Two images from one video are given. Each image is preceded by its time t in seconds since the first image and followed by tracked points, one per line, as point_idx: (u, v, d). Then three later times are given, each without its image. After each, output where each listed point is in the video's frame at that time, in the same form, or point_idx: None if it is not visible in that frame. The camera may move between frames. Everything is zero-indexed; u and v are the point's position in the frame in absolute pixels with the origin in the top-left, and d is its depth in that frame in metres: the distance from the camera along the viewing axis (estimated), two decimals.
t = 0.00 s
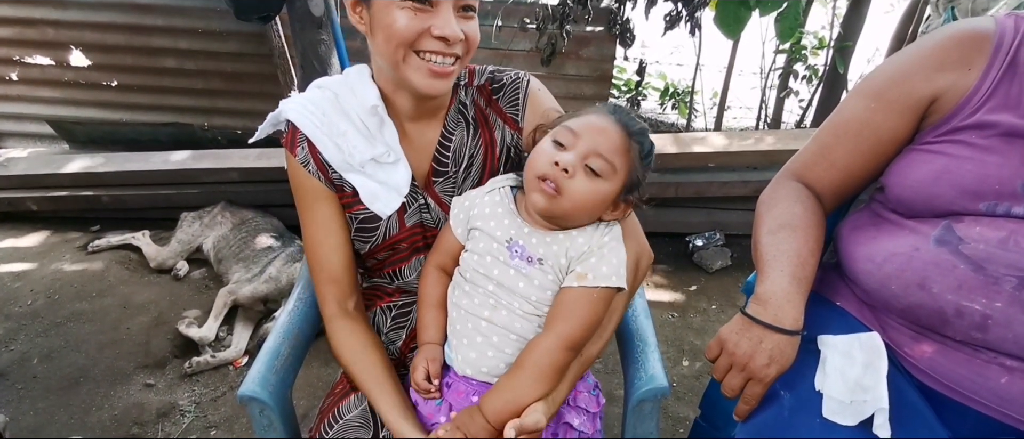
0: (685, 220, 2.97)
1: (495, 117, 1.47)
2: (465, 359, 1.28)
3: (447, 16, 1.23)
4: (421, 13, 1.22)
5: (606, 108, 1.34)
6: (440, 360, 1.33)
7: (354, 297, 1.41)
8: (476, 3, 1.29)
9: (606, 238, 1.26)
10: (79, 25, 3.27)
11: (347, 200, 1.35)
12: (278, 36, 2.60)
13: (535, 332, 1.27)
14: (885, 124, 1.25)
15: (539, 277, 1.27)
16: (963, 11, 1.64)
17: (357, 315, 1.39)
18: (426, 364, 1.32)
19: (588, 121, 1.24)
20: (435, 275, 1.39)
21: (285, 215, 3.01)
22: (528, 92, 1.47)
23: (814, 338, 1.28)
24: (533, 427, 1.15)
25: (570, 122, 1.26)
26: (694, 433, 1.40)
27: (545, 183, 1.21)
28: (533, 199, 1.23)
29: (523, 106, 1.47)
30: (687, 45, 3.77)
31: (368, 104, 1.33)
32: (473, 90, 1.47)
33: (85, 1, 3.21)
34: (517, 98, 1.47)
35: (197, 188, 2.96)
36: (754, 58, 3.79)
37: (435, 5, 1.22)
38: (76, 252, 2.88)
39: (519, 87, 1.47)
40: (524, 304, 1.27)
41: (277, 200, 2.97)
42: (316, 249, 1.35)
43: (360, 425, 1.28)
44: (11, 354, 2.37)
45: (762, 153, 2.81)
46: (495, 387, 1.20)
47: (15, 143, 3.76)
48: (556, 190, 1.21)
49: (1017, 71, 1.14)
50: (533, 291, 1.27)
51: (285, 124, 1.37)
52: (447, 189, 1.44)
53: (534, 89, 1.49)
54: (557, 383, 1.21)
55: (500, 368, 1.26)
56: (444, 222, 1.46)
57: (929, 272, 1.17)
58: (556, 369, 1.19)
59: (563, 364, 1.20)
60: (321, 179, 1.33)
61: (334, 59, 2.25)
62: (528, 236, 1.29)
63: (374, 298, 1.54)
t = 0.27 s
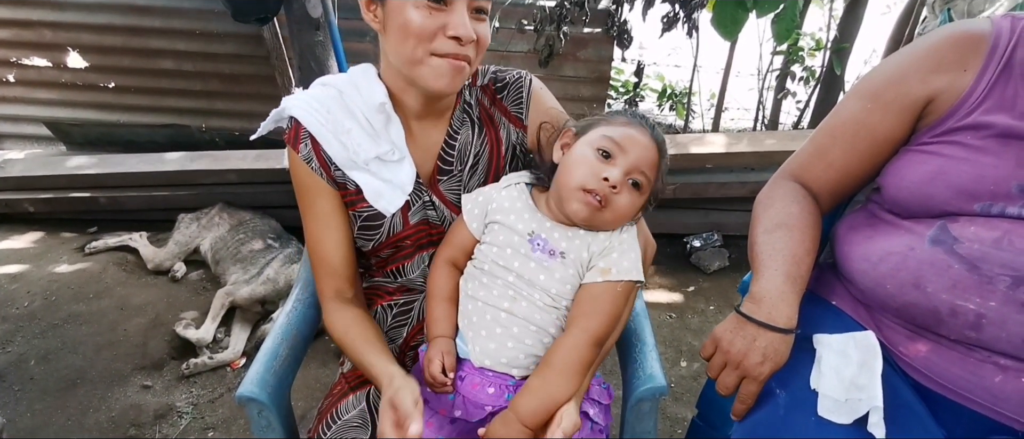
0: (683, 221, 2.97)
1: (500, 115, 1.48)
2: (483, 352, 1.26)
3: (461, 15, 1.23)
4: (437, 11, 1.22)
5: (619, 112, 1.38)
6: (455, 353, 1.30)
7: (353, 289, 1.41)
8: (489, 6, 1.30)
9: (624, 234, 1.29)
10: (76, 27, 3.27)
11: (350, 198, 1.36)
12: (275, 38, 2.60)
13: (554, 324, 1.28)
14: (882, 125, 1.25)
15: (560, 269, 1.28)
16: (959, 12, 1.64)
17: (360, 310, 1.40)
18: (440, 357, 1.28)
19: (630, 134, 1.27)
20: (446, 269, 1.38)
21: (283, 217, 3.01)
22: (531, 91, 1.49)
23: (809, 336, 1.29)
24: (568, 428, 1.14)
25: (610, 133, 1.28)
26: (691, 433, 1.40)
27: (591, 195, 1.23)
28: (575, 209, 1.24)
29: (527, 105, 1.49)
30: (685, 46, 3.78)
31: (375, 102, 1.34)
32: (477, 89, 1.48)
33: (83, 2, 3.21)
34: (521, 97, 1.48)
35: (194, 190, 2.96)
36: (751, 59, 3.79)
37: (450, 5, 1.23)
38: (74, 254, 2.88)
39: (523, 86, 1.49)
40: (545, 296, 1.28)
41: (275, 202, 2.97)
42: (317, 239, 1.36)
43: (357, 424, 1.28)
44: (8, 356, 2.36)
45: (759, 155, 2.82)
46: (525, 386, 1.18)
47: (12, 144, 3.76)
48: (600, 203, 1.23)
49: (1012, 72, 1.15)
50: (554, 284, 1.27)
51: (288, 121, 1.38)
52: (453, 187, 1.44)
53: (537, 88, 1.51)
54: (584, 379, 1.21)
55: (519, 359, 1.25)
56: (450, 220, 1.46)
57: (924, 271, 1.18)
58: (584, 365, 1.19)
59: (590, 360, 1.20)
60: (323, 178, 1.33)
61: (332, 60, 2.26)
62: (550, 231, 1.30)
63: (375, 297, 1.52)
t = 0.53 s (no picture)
0: (683, 219, 2.97)
1: (503, 113, 1.48)
2: (478, 351, 1.27)
3: (472, 16, 1.23)
4: (447, 12, 1.22)
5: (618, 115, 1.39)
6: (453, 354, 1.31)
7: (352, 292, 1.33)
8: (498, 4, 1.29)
9: (622, 237, 1.29)
10: (76, 25, 3.27)
11: (353, 191, 1.35)
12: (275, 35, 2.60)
13: (549, 324, 1.27)
14: (883, 122, 1.25)
15: (557, 269, 1.27)
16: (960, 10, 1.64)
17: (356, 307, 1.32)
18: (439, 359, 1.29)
19: (635, 134, 1.27)
20: (444, 266, 1.37)
21: (283, 215, 3.01)
22: (535, 89, 1.50)
23: (810, 333, 1.28)
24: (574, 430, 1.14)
25: (614, 132, 1.28)
26: (692, 431, 1.40)
27: (596, 193, 1.22)
28: (579, 206, 1.23)
29: (531, 102, 1.49)
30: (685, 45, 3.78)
31: (383, 95, 1.33)
32: (482, 85, 1.47)
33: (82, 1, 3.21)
34: (525, 94, 1.49)
35: (194, 188, 2.96)
36: (751, 57, 3.79)
37: (460, 6, 1.22)
38: (73, 252, 2.88)
39: (527, 84, 1.49)
40: (541, 296, 1.27)
41: (274, 200, 2.97)
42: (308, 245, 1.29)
43: (357, 422, 1.28)
44: (7, 354, 2.36)
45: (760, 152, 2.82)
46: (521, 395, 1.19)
47: (12, 143, 3.75)
48: (605, 201, 1.23)
49: (1013, 71, 1.15)
50: (551, 284, 1.27)
51: (291, 112, 1.36)
52: (455, 183, 1.44)
53: (541, 87, 1.52)
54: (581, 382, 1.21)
55: (514, 359, 1.25)
56: (450, 217, 1.46)
57: (925, 268, 1.17)
58: (579, 369, 1.19)
59: (585, 363, 1.20)
60: (330, 167, 1.32)
61: (331, 58, 2.25)
62: (548, 230, 1.30)
63: (377, 293, 1.53)
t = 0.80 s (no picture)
0: (683, 218, 2.96)
1: (502, 111, 1.48)
2: (476, 349, 1.27)
3: (471, 16, 1.23)
4: (446, 13, 1.21)
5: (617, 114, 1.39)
6: (450, 348, 1.31)
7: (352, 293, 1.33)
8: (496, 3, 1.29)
9: (620, 239, 1.27)
10: (76, 26, 3.27)
11: (352, 189, 1.34)
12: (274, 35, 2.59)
13: (547, 324, 1.27)
14: (880, 121, 1.24)
15: (553, 272, 1.27)
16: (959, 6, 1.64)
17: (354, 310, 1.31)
18: (436, 351, 1.29)
19: (636, 132, 1.27)
20: (444, 263, 1.38)
21: (283, 215, 3.01)
22: (534, 88, 1.50)
23: (808, 331, 1.28)
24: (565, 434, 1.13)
25: (615, 130, 1.28)
26: (691, 429, 1.39)
27: (598, 191, 1.21)
28: (581, 205, 1.22)
29: (529, 101, 1.49)
30: (685, 43, 3.77)
31: (381, 93, 1.34)
32: (480, 84, 1.48)
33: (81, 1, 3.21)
34: (524, 92, 1.49)
35: (193, 188, 2.95)
36: (751, 56, 3.78)
37: (459, 6, 1.22)
38: (73, 253, 2.88)
39: (525, 83, 1.49)
40: (537, 297, 1.27)
41: (274, 200, 2.97)
42: (308, 245, 1.28)
43: (355, 421, 1.27)
44: (7, 354, 2.36)
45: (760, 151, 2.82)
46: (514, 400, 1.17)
47: (12, 143, 3.75)
48: (607, 199, 1.22)
49: (1009, 69, 1.15)
50: (547, 286, 1.27)
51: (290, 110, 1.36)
52: (453, 182, 1.44)
53: (539, 86, 1.52)
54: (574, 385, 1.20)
55: (512, 357, 1.25)
56: (450, 215, 1.46)
57: (924, 265, 1.17)
58: (571, 372, 1.18)
59: (577, 367, 1.20)
60: (329, 165, 1.31)
61: (330, 58, 2.25)
62: (546, 231, 1.30)
63: (376, 291, 1.53)
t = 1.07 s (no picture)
0: (684, 217, 2.96)
1: (500, 111, 1.48)
2: (476, 350, 1.27)
3: (462, 4, 1.22)
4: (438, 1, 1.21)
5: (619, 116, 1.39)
6: (451, 347, 1.32)
7: (370, 295, 1.35)
8: None
9: (619, 242, 1.27)
10: (76, 25, 3.27)
11: (354, 192, 1.35)
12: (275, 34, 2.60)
13: (546, 325, 1.27)
14: (883, 120, 1.24)
15: (552, 275, 1.27)
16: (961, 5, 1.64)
17: (373, 314, 1.33)
18: (437, 351, 1.30)
19: (639, 134, 1.27)
20: (444, 263, 1.38)
21: (284, 214, 3.01)
22: (532, 87, 1.49)
23: (809, 331, 1.28)
24: None
25: (619, 132, 1.28)
26: (692, 428, 1.40)
27: (603, 192, 1.21)
28: (585, 206, 1.22)
29: (528, 100, 1.49)
30: (686, 42, 3.77)
31: (378, 94, 1.34)
32: (478, 84, 1.47)
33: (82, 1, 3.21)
34: (521, 92, 1.48)
35: (195, 188, 2.96)
36: (752, 54, 3.78)
37: None
38: (75, 252, 2.88)
39: (523, 83, 1.49)
40: (536, 298, 1.27)
41: (275, 199, 2.98)
42: (323, 249, 1.31)
43: (357, 421, 1.28)
44: (9, 354, 2.36)
45: (760, 149, 2.81)
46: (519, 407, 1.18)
47: (13, 143, 3.76)
48: (612, 201, 1.21)
49: (1012, 68, 1.15)
50: (546, 288, 1.27)
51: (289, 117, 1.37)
52: (452, 181, 1.44)
53: (538, 85, 1.51)
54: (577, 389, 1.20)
55: (512, 359, 1.25)
56: (449, 215, 1.46)
57: (926, 264, 1.17)
58: (575, 376, 1.19)
59: (579, 371, 1.20)
60: (329, 169, 1.32)
61: (331, 57, 2.25)
62: (545, 233, 1.30)
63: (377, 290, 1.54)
